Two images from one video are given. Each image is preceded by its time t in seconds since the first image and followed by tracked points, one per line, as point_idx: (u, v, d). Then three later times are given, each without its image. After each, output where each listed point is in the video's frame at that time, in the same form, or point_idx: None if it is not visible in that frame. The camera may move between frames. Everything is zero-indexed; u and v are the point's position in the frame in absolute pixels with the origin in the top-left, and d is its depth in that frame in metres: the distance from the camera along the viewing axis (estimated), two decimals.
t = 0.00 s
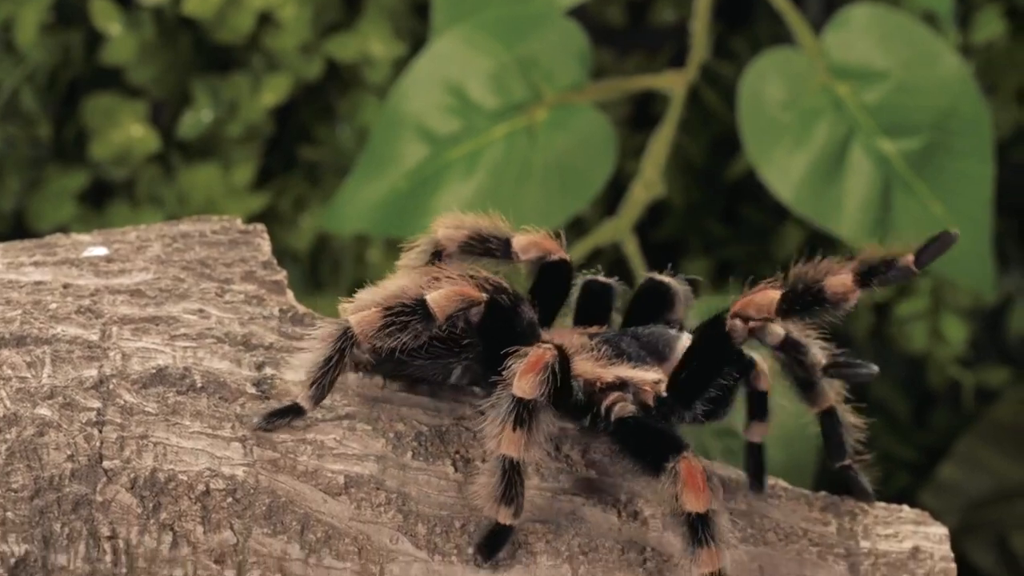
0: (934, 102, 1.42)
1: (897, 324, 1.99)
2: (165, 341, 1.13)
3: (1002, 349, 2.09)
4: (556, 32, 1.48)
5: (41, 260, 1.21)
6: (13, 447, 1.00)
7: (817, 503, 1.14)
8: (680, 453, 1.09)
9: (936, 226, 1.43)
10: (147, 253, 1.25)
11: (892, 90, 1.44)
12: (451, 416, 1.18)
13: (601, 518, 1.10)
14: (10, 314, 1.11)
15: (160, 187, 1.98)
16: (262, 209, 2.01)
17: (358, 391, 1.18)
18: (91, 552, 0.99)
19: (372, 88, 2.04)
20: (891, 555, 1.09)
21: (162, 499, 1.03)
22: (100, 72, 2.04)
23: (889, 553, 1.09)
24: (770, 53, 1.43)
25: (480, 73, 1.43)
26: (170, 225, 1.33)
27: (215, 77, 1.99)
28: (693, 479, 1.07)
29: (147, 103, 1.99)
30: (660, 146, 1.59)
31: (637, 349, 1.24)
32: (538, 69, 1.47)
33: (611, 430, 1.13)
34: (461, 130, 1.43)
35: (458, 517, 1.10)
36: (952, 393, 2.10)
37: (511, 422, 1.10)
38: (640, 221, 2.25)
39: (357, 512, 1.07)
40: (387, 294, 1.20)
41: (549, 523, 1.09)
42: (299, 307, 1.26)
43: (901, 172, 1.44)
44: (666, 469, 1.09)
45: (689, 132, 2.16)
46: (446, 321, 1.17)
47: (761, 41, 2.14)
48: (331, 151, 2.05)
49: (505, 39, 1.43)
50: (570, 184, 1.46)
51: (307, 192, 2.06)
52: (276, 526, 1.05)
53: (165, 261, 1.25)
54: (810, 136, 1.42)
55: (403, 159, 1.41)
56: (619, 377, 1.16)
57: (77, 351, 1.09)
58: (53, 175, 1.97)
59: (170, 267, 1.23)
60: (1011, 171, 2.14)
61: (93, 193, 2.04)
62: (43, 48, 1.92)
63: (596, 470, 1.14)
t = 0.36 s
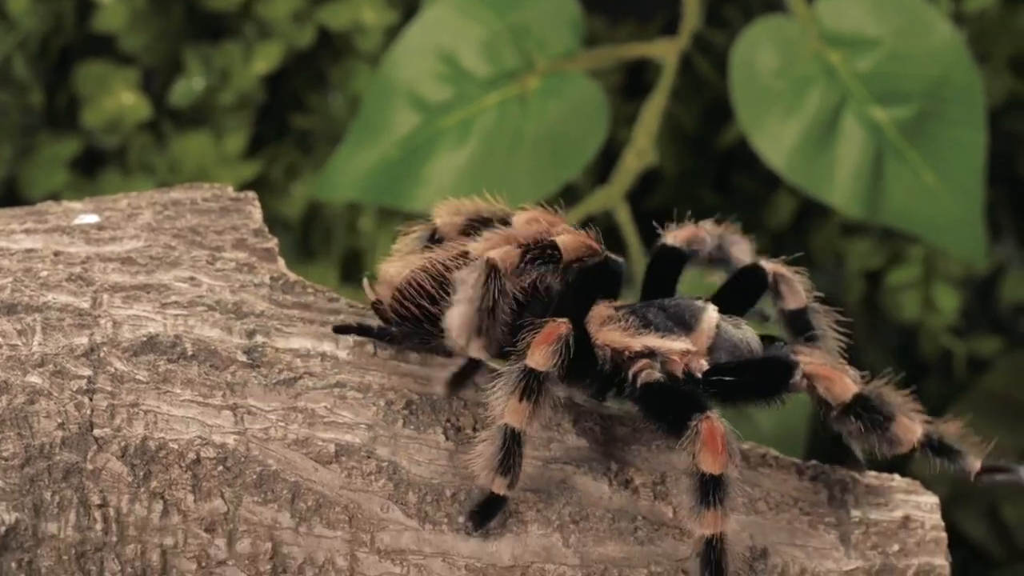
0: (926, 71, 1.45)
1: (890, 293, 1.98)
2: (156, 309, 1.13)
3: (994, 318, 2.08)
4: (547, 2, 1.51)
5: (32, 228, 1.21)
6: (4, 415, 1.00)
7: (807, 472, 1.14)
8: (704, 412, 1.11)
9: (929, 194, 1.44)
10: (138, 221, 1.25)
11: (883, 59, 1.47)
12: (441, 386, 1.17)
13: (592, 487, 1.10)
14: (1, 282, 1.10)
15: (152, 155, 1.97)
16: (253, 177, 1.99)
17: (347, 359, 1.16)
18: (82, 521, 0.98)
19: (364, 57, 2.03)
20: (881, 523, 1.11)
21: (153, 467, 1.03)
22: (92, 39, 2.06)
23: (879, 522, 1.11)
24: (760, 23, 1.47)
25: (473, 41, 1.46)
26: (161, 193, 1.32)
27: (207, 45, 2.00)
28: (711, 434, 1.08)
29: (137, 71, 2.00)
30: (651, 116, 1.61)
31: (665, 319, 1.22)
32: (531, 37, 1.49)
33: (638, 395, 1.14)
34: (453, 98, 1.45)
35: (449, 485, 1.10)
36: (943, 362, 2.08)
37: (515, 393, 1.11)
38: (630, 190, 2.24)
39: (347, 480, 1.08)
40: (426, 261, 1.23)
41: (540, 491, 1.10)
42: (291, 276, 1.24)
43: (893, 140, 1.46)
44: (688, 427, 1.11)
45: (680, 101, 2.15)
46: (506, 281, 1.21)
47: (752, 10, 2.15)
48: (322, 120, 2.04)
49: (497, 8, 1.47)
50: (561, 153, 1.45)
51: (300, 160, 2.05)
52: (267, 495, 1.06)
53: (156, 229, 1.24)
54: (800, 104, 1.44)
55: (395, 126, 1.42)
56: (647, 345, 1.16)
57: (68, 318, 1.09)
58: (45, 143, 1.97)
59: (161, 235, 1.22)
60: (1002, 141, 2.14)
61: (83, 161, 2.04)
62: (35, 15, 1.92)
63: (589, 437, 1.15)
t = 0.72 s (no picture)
0: (902, 62, 1.41)
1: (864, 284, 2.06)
2: (130, 300, 1.13)
3: (968, 310, 2.21)
4: None
5: (6, 218, 1.21)
6: None
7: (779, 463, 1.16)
8: (718, 409, 1.13)
9: (903, 186, 1.42)
10: (112, 211, 1.25)
11: (860, 49, 1.43)
12: (414, 376, 1.15)
13: (566, 478, 1.10)
14: None
15: (126, 145, 1.98)
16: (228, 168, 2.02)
17: (316, 349, 1.15)
18: (55, 512, 1.00)
19: (339, 47, 2.02)
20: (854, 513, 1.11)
21: (126, 458, 1.04)
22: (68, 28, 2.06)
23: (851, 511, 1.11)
24: (735, 12, 1.45)
25: (448, 32, 1.44)
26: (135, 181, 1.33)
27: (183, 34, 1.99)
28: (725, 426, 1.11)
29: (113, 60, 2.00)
30: (627, 106, 1.61)
31: (686, 332, 1.24)
32: (506, 29, 1.48)
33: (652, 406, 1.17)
34: (429, 89, 1.43)
35: (422, 475, 1.10)
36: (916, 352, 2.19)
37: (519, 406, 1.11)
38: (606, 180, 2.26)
39: (320, 471, 1.08)
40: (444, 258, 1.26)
41: (517, 481, 1.11)
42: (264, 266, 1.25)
43: (867, 131, 1.44)
44: (702, 427, 1.13)
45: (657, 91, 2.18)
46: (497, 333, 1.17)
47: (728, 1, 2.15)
48: (298, 110, 2.05)
49: None
50: (536, 145, 1.45)
51: (274, 151, 2.07)
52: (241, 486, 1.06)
53: (130, 219, 1.24)
54: (775, 95, 1.42)
55: (371, 117, 1.41)
56: (668, 362, 1.20)
57: (41, 309, 1.08)
58: (20, 132, 1.97)
59: (135, 225, 1.23)
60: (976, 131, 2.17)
61: (60, 150, 2.06)
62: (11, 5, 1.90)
63: (563, 429, 1.14)
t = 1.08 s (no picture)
0: (865, 54, 1.40)
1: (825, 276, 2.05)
2: (91, 292, 1.13)
3: (931, 304, 2.20)
4: None
5: None
6: None
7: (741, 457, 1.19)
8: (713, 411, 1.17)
9: (866, 179, 1.40)
10: (74, 203, 1.24)
11: (823, 42, 1.42)
12: (376, 368, 1.18)
13: (527, 470, 1.10)
14: None
15: (89, 137, 1.98)
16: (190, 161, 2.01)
17: (276, 340, 1.16)
18: (15, 503, 1.00)
19: (302, 39, 2.01)
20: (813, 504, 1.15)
21: (86, 450, 1.03)
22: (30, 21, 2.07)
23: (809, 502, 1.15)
24: (700, 4, 1.43)
25: (410, 24, 1.44)
26: (98, 173, 1.31)
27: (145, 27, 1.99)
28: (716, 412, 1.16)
29: (75, 53, 2.00)
30: (590, 94, 1.61)
31: (686, 343, 1.25)
32: (469, 20, 1.47)
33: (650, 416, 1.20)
34: (390, 81, 1.43)
35: (385, 467, 1.09)
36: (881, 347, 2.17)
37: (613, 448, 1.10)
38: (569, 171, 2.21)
39: (282, 463, 1.08)
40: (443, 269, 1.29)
41: (476, 474, 1.09)
42: (226, 258, 1.25)
43: (830, 123, 1.42)
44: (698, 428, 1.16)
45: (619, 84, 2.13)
46: (472, 340, 1.20)
47: None
48: (261, 103, 2.03)
49: None
50: (499, 138, 1.43)
51: (238, 143, 2.05)
52: (202, 478, 1.06)
53: (92, 211, 1.23)
54: (739, 87, 1.40)
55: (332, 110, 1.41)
56: (666, 374, 1.22)
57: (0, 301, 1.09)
58: None
59: (96, 218, 1.22)
60: (941, 123, 2.17)
61: (22, 142, 2.06)
62: None
63: (522, 421, 1.15)
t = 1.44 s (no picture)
0: (824, 35, 1.40)
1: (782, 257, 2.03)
2: (48, 272, 1.14)
3: (889, 284, 2.16)
4: None
5: None
6: None
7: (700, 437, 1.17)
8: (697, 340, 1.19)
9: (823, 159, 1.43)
10: (30, 182, 1.24)
11: (781, 23, 1.41)
12: (332, 348, 1.17)
13: (484, 450, 1.10)
14: None
15: (47, 118, 1.97)
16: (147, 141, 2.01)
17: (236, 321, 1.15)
18: None
19: (260, 20, 1.98)
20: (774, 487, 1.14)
21: (43, 431, 1.06)
22: None
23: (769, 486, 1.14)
24: None
25: (368, 4, 1.43)
26: (54, 153, 1.30)
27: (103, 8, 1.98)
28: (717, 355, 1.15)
29: (33, 34, 1.99)
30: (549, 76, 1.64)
31: (677, 332, 1.26)
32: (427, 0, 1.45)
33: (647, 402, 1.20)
34: (348, 61, 1.42)
35: (342, 447, 1.09)
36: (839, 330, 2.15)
37: (584, 480, 1.07)
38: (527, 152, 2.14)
39: (239, 444, 1.08)
40: (429, 264, 1.28)
41: (435, 454, 1.10)
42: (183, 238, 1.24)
43: (788, 104, 1.42)
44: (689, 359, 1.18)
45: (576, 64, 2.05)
46: (439, 324, 1.20)
47: None
48: (219, 84, 2.02)
49: None
50: (457, 118, 1.43)
51: (195, 124, 2.04)
52: (159, 458, 1.08)
53: (49, 190, 1.23)
54: (698, 68, 1.40)
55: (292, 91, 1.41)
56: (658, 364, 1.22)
57: None
58: None
59: (53, 197, 1.22)
60: (900, 104, 2.13)
61: None
62: None
63: (480, 402, 1.14)
